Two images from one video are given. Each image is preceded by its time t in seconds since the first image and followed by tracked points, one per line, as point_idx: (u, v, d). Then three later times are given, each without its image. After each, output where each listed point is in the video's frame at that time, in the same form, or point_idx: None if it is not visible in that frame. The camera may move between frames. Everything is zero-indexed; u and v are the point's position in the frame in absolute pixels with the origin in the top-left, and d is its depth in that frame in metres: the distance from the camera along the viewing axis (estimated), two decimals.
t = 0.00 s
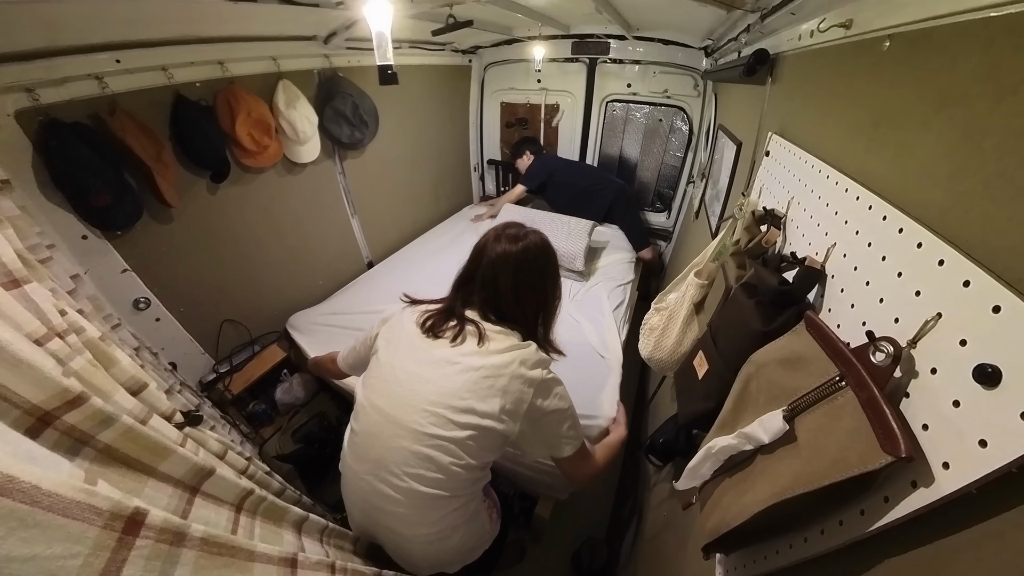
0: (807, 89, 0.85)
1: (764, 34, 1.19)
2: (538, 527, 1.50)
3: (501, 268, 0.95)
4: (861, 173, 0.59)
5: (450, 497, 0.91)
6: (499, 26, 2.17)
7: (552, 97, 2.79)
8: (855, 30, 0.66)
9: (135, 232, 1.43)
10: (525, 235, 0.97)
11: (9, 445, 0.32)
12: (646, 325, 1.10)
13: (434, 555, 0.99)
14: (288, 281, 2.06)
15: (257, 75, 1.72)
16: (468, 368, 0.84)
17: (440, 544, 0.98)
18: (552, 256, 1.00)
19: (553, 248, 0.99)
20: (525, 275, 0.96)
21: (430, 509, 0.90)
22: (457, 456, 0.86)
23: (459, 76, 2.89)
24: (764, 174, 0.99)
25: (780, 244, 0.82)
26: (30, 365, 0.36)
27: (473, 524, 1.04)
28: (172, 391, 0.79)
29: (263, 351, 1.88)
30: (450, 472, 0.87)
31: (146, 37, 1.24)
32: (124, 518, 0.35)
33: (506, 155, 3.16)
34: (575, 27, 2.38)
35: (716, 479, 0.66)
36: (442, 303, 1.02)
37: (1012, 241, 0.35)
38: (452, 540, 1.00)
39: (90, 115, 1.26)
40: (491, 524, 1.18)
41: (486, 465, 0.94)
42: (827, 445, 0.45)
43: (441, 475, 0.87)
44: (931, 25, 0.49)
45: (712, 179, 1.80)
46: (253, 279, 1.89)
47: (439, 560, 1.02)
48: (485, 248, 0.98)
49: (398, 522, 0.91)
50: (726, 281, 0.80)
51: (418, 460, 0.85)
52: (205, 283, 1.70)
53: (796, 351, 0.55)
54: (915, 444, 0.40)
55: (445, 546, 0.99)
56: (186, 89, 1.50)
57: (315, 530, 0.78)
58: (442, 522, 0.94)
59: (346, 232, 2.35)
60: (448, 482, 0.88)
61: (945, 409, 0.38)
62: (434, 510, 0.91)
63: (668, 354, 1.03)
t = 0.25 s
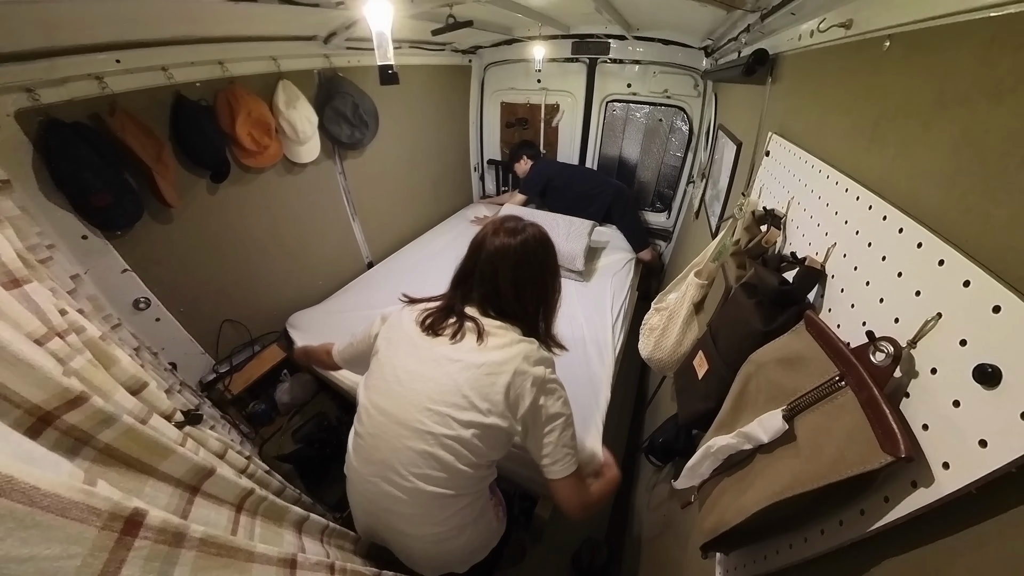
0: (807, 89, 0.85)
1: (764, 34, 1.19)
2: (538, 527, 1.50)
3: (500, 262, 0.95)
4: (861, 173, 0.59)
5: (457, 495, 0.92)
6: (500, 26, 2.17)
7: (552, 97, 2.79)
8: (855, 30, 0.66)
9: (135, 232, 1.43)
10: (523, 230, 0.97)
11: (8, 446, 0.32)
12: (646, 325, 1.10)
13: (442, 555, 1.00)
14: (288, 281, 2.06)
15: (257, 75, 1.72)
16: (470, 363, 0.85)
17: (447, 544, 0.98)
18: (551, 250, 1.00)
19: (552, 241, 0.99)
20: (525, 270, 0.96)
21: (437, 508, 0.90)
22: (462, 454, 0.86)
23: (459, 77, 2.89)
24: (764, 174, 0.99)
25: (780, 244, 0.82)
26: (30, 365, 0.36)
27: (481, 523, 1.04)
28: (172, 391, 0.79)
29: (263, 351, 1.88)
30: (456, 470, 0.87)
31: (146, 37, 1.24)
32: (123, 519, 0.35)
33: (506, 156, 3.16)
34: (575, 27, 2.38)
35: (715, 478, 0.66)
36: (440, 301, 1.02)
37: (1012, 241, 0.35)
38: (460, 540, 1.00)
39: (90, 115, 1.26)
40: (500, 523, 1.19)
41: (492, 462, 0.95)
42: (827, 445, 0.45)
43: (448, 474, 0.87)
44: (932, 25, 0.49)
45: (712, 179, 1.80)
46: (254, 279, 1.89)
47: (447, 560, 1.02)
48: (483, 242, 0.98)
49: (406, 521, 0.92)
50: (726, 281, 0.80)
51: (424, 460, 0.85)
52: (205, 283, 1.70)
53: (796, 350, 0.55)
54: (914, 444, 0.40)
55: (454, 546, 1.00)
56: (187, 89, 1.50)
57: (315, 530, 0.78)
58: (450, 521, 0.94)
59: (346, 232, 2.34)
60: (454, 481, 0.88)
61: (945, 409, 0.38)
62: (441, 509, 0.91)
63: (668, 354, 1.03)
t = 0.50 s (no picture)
0: (807, 89, 0.85)
1: (764, 34, 1.19)
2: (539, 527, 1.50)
3: (497, 257, 0.95)
4: (861, 173, 0.59)
5: (464, 489, 0.92)
6: (499, 26, 2.17)
7: (552, 97, 2.79)
8: (855, 30, 0.66)
9: (135, 232, 1.43)
10: (518, 224, 0.97)
11: (8, 447, 0.32)
12: (646, 325, 1.10)
13: (450, 551, 1.00)
14: (288, 281, 2.06)
15: (257, 75, 1.72)
16: (471, 356, 0.84)
17: (456, 539, 0.98)
18: (546, 244, 1.00)
19: (546, 235, 1.00)
20: (521, 264, 0.97)
21: (445, 502, 0.90)
22: (468, 448, 0.86)
23: (459, 76, 2.89)
24: (764, 175, 0.99)
25: (780, 244, 0.82)
26: (29, 365, 0.36)
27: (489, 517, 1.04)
28: (172, 391, 0.79)
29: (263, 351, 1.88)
30: (462, 463, 0.87)
31: (146, 37, 1.24)
32: (123, 520, 0.35)
33: (506, 155, 3.16)
34: (575, 27, 2.38)
35: (715, 478, 0.66)
36: (435, 297, 1.02)
37: (1012, 241, 0.35)
38: (468, 534, 1.00)
39: (90, 115, 1.26)
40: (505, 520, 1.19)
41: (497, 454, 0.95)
42: (826, 444, 0.45)
43: (454, 468, 0.87)
44: (932, 25, 0.49)
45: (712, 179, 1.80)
46: (253, 279, 1.89)
47: (455, 556, 1.02)
48: (478, 237, 0.97)
49: (414, 518, 0.92)
50: (726, 281, 0.80)
51: (429, 454, 0.85)
52: (205, 283, 1.70)
53: (796, 350, 0.55)
54: (914, 444, 0.40)
55: (463, 541, 1.00)
56: (187, 88, 1.50)
57: (315, 530, 0.78)
58: (459, 516, 0.95)
59: (346, 232, 2.34)
60: (460, 475, 0.89)
61: (945, 409, 0.38)
62: (447, 505, 0.91)
63: (668, 354, 1.03)
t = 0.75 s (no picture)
0: (807, 89, 0.85)
1: (763, 34, 1.19)
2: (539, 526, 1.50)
3: (495, 256, 0.96)
4: (861, 173, 0.59)
5: (465, 482, 0.92)
6: (500, 26, 2.17)
7: (552, 97, 2.79)
8: (855, 31, 0.66)
9: (135, 232, 1.43)
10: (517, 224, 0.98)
11: (9, 445, 0.32)
12: (646, 325, 1.10)
13: (453, 546, 1.00)
14: (287, 281, 2.06)
15: (258, 75, 1.72)
16: (471, 353, 0.85)
17: (458, 533, 0.98)
18: (544, 245, 1.01)
19: (545, 236, 1.01)
20: (518, 264, 0.97)
21: (446, 496, 0.90)
22: (467, 441, 0.86)
23: (459, 77, 2.89)
24: (764, 175, 0.99)
25: (780, 244, 0.82)
26: (29, 364, 0.36)
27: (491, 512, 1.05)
28: (172, 391, 0.79)
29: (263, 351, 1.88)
30: (462, 456, 0.87)
31: (146, 37, 1.24)
32: (126, 516, 0.35)
33: (506, 156, 3.16)
34: (575, 27, 2.38)
35: (715, 479, 0.66)
36: (433, 295, 1.03)
37: (1012, 242, 0.35)
38: (469, 530, 1.00)
39: (90, 115, 1.26)
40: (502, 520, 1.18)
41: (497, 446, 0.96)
42: (826, 444, 0.45)
43: (455, 461, 0.87)
44: (932, 25, 0.49)
45: (712, 179, 1.79)
46: (253, 279, 1.90)
47: (458, 551, 1.02)
48: (477, 237, 0.98)
49: (415, 513, 0.91)
50: (726, 281, 0.80)
51: (429, 448, 0.85)
52: (205, 283, 1.70)
53: (796, 351, 0.55)
54: (914, 444, 0.40)
55: (466, 535, 1.00)
56: (187, 89, 1.50)
57: (315, 530, 0.78)
58: (461, 509, 0.95)
59: (346, 232, 2.35)
60: (461, 468, 0.89)
61: (946, 409, 0.38)
62: (449, 500, 0.91)
63: (668, 354, 1.03)
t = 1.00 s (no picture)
0: (807, 89, 0.85)
1: (764, 34, 1.19)
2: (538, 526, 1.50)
3: (498, 259, 0.96)
4: (861, 173, 0.59)
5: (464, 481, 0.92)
6: (500, 26, 2.17)
7: (552, 97, 2.79)
8: (855, 30, 0.66)
9: (135, 233, 1.43)
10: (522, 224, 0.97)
11: (7, 446, 0.32)
12: (646, 325, 1.10)
13: (452, 545, 1.00)
14: (287, 281, 2.06)
15: (258, 75, 1.72)
16: (470, 353, 0.85)
17: (456, 534, 0.98)
18: (548, 246, 1.00)
19: (549, 238, 1.00)
20: (521, 265, 0.97)
21: (445, 496, 0.91)
22: (465, 442, 0.86)
23: (459, 77, 2.89)
24: (764, 175, 0.99)
25: (780, 244, 0.82)
26: (27, 366, 0.36)
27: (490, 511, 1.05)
28: (172, 391, 0.79)
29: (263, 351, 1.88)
30: (460, 457, 0.87)
31: (146, 37, 1.24)
32: (124, 518, 0.35)
33: (506, 156, 3.16)
34: (575, 27, 2.38)
35: (716, 479, 0.66)
36: (435, 295, 1.03)
37: (1012, 242, 0.35)
38: (465, 532, 1.00)
39: (90, 115, 1.26)
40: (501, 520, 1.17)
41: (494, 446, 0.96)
42: (827, 445, 0.45)
43: (453, 462, 0.87)
44: (932, 25, 0.49)
45: (712, 179, 1.79)
46: (253, 279, 1.90)
47: (453, 553, 1.02)
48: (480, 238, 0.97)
49: (415, 512, 0.92)
50: (726, 281, 0.80)
51: (428, 450, 0.85)
52: (205, 283, 1.70)
53: (796, 351, 0.55)
54: (914, 444, 0.40)
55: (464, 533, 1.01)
56: (187, 89, 1.50)
57: (314, 531, 0.78)
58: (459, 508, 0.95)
59: (346, 232, 2.35)
60: (458, 470, 0.89)
61: (945, 409, 0.38)
62: (448, 500, 0.91)
63: (668, 354, 1.04)
